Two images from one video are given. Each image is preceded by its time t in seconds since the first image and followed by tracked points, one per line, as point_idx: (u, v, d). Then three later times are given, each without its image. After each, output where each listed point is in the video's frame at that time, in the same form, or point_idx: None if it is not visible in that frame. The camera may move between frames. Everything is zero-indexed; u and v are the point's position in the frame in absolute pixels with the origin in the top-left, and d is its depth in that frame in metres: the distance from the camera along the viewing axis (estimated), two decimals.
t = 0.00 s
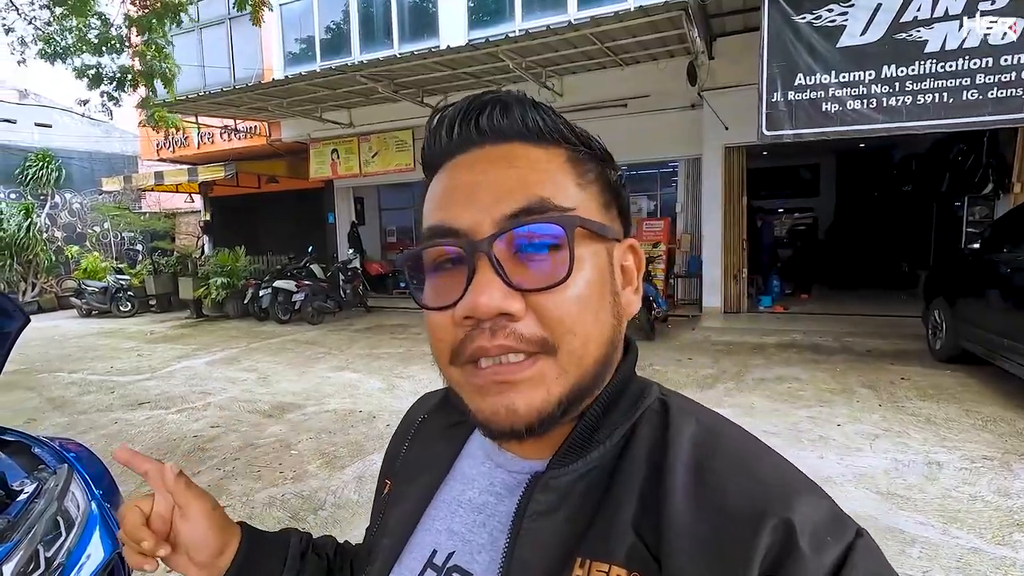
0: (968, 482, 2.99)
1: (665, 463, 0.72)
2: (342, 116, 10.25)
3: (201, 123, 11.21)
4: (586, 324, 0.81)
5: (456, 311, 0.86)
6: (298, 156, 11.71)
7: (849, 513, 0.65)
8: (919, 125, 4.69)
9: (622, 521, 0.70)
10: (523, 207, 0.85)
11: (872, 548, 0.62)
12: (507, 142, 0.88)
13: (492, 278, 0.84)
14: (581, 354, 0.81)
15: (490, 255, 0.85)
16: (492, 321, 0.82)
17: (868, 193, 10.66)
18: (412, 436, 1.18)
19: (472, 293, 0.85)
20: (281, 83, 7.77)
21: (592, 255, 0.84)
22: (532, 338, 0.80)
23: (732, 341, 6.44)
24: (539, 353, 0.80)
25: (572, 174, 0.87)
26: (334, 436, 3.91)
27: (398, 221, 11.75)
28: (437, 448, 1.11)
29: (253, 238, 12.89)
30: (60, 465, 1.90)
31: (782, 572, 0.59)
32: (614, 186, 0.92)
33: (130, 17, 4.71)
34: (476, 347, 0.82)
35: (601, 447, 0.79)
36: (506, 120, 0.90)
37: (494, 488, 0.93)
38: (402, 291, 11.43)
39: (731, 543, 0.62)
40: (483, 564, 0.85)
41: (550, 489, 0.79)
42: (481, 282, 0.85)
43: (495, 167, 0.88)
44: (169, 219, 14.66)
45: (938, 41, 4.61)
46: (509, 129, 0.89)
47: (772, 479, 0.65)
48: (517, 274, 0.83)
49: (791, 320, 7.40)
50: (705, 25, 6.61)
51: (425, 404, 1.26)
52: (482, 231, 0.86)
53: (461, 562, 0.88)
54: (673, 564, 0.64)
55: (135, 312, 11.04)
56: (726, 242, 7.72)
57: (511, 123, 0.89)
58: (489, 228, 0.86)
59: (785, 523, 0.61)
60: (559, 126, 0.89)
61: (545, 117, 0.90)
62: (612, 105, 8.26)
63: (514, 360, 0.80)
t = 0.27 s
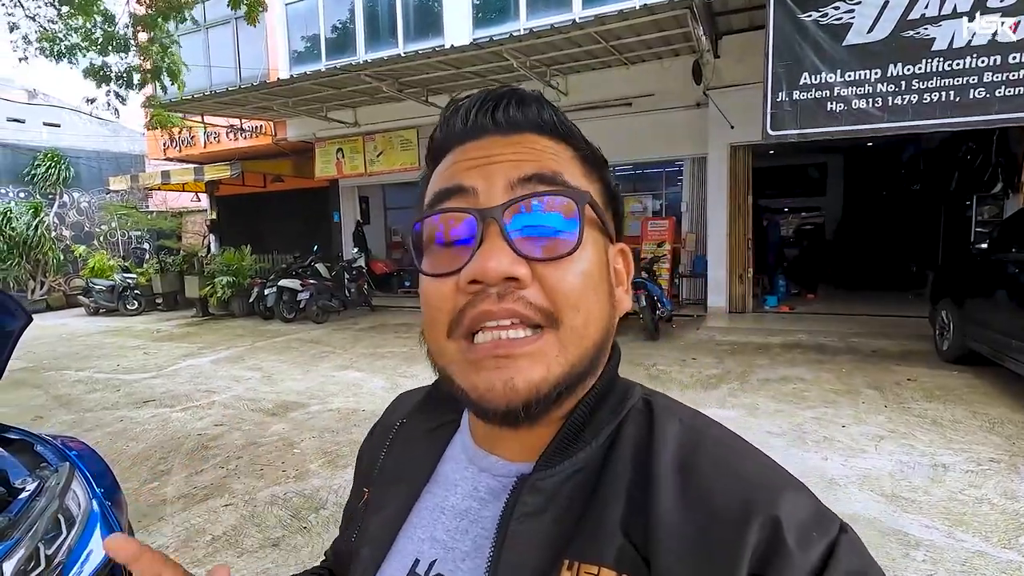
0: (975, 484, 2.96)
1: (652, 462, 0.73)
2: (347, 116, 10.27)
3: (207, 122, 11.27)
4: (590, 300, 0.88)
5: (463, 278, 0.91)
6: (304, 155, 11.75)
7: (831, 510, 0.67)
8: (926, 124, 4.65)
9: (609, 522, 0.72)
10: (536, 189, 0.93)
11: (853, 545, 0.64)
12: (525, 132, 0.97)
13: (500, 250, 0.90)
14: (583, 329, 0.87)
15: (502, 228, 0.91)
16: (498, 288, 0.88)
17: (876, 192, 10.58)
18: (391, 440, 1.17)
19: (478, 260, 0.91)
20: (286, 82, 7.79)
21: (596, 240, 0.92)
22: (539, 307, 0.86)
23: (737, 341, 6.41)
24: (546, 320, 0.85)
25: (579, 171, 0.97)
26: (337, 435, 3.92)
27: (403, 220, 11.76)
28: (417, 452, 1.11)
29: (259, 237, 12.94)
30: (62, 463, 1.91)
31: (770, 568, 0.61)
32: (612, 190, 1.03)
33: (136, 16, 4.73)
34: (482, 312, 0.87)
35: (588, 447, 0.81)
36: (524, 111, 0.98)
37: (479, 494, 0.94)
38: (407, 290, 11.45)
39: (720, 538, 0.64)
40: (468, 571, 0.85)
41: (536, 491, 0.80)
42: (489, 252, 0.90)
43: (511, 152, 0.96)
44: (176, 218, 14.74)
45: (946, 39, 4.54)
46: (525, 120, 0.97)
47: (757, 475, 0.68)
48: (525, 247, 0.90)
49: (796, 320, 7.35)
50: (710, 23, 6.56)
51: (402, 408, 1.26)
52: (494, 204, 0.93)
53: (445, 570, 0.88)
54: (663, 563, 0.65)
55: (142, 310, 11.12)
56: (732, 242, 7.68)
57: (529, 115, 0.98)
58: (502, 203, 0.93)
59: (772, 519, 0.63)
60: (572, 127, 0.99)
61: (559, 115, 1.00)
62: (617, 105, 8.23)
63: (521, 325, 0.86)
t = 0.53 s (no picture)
0: (977, 488, 2.93)
1: (628, 474, 0.81)
2: (351, 116, 10.27)
3: (212, 122, 11.29)
4: (539, 309, 0.92)
5: (417, 293, 0.96)
6: (308, 155, 11.75)
7: (797, 518, 0.76)
8: (930, 125, 4.60)
9: (587, 531, 0.79)
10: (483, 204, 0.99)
11: (816, 549, 0.73)
12: (474, 156, 1.05)
13: (451, 264, 0.95)
14: (534, 337, 0.91)
15: (451, 242, 0.96)
16: (448, 299, 0.93)
17: (882, 192, 10.52)
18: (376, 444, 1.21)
19: (429, 276, 0.95)
20: (289, 82, 7.80)
21: (545, 251, 0.96)
22: (487, 316, 0.90)
23: (740, 342, 6.39)
24: (494, 329, 0.90)
25: (527, 186, 1.03)
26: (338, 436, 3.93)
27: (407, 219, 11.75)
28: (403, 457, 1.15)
29: (263, 237, 12.98)
30: (62, 464, 1.92)
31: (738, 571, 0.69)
32: (568, 208, 1.08)
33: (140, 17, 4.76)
34: (434, 324, 0.92)
35: (566, 459, 0.89)
36: (473, 139, 1.06)
37: (461, 503, 1.00)
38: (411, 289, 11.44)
39: (691, 544, 0.72)
40: None
41: (517, 502, 0.88)
42: (440, 266, 0.95)
43: (459, 176, 1.04)
44: (181, 218, 14.80)
45: (951, 39, 4.50)
46: (469, 147, 1.05)
47: (726, 486, 0.76)
48: (475, 259, 0.95)
49: (801, 321, 7.31)
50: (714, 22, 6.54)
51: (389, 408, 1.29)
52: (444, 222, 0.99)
53: None
54: (637, 568, 0.73)
55: (147, 309, 11.17)
56: (735, 242, 7.65)
57: (478, 141, 1.06)
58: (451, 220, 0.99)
59: (740, 525, 0.71)
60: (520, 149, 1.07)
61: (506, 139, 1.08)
62: (621, 104, 8.21)
63: (469, 334, 0.90)
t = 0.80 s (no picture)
0: (980, 491, 2.91)
1: (606, 479, 0.85)
2: (354, 116, 10.29)
3: (215, 123, 11.32)
4: (519, 320, 0.92)
5: (397, 306, 0.95)
6: (311, 155, 11.76)
7: (770, 516, 0.80)
8: (935, 125, 4.57)
9: (566, 536, 0.82)
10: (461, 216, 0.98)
11: (788, 546, 0.77)
12: (452, 166, 1.04)
13: (430, 276, 0.94)
14: (513, 348, 0.91)
15: (429, 254, 0.95)
16: (427, 312, 0.91)
17: (887, 192, 10.47)
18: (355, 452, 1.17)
19: (408, 289, 0.94)
20: (292, 82, 7.81)
21: (525, 261, 0.96)
22: (466, 329, 0.90)
23: (742, 343, 6.36)
24: (473, 341, 0.89)
25: (506, 196, 1.03)
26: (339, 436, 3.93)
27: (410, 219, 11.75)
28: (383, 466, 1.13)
29: (266, 237, 13.00)
30: (60, 465, 1.93)
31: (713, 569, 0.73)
32: (546, 216, 1.08)
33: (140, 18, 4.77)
34: (413, 337, 0.91)
35: (544, 465, 0.90)
36: (450, 148, 1.06)
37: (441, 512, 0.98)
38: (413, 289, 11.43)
39: (669, 545, 0.76)
40: None
41: (496, 509, 0.88)
42: (419, 278, 0.94)
43: (437, 187, 1.03)
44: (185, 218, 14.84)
45: (956, 37, 4.46)
46: (449, 157, 1.05)
47: (702, 488, 0.80)
48: (454, 270, 0.94)
49: (804, 322, 7.28)
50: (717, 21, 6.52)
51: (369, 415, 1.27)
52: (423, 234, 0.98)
53: None
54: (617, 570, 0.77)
55: (151, 309, 11.20)
56: (738, 242, 7.62)
57: (455, 151, 1.05)
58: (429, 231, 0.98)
59: (715, 524, 0.75)
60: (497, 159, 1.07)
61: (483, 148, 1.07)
62: (623, 104, 8.19)
63: (448, 347, 0.89)
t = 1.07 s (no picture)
0: (985, 494, 2.89)
1: (602, 484, 0.84)
2: (357, 116, 10.29)
3: (219, 123, 11.35)
4: (505, 332, 0.91)
5: (383, 321, 0.94)
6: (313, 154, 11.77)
7: (768, 522, 0.79)
8: (940, 124, 4.54)
9: (563, 541, 0.81)
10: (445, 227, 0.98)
11: (784, 551, 0.76)
12: (434, 177, 1.03)
13: (416, 290, 0.93)
14: (501, 360, 0.90)
15: (415, 267, 0.94)
16: (413, 327, 0.91)
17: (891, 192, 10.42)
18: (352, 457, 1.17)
19: (394, 303, 0.94)
20: (295, 83, 7.82)
21: (511, 270, 0.96)
22: (453, 344, 0.89)
23: (745, 344, 6.34)
24: (460, 356, 0.88)
25: (491, 203, 1.02)
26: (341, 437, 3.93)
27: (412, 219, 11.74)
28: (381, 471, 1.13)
29: (269, 237, 13.02)
30: (62, 466, 1.93)
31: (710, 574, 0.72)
32: (533, 220, 1.08)
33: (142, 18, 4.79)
34: (400, 353, 0.90)
35: (541, 471, 0.90)
36: (431, 159, 1.05)
37: (440, 519, 0.98)
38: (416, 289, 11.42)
39: (666, 551, 0.75)
40: None
41: (494, 515, 0.88)
42: (405, 292, 0.94)
43: (421, 199, 1.02)
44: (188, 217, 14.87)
45: (962, 36, 4.45)
46: (431, 166, 1.04)
47: (699, 493, 0.79)
48: (440, 284, 0.93)
49: (807, 322, 7.25)
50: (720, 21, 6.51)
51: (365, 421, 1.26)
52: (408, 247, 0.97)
53: None
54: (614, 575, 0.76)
55: (154, 308, 11.22)
56: (741, 242, 7.60)
57: (437, 161, 1.04)
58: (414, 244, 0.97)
59: (713, 529, 0.75)
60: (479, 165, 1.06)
61: (465, 155, 1.06)
62: (626, 104, 8.17)
63: (436, 362, 0.89)
